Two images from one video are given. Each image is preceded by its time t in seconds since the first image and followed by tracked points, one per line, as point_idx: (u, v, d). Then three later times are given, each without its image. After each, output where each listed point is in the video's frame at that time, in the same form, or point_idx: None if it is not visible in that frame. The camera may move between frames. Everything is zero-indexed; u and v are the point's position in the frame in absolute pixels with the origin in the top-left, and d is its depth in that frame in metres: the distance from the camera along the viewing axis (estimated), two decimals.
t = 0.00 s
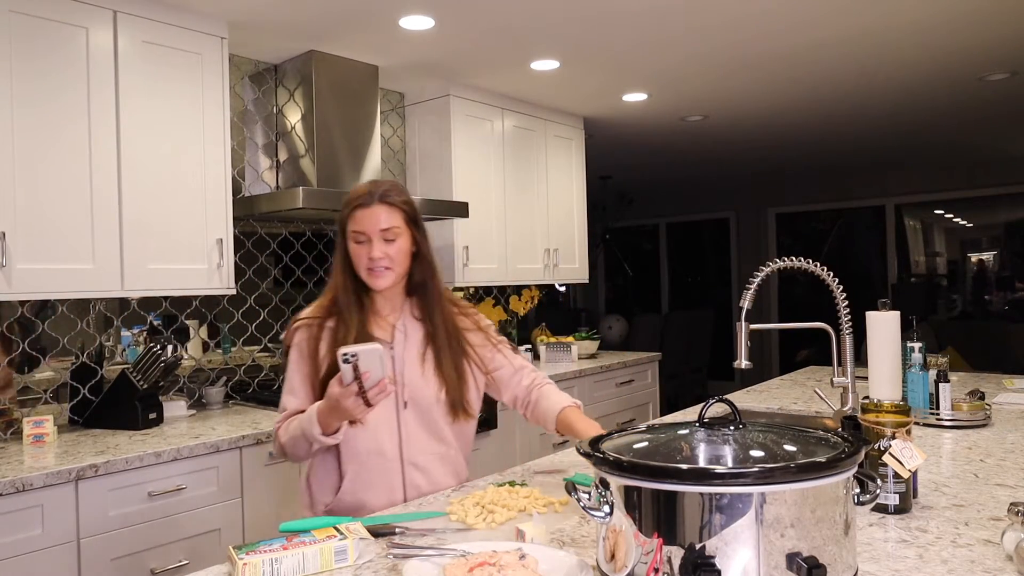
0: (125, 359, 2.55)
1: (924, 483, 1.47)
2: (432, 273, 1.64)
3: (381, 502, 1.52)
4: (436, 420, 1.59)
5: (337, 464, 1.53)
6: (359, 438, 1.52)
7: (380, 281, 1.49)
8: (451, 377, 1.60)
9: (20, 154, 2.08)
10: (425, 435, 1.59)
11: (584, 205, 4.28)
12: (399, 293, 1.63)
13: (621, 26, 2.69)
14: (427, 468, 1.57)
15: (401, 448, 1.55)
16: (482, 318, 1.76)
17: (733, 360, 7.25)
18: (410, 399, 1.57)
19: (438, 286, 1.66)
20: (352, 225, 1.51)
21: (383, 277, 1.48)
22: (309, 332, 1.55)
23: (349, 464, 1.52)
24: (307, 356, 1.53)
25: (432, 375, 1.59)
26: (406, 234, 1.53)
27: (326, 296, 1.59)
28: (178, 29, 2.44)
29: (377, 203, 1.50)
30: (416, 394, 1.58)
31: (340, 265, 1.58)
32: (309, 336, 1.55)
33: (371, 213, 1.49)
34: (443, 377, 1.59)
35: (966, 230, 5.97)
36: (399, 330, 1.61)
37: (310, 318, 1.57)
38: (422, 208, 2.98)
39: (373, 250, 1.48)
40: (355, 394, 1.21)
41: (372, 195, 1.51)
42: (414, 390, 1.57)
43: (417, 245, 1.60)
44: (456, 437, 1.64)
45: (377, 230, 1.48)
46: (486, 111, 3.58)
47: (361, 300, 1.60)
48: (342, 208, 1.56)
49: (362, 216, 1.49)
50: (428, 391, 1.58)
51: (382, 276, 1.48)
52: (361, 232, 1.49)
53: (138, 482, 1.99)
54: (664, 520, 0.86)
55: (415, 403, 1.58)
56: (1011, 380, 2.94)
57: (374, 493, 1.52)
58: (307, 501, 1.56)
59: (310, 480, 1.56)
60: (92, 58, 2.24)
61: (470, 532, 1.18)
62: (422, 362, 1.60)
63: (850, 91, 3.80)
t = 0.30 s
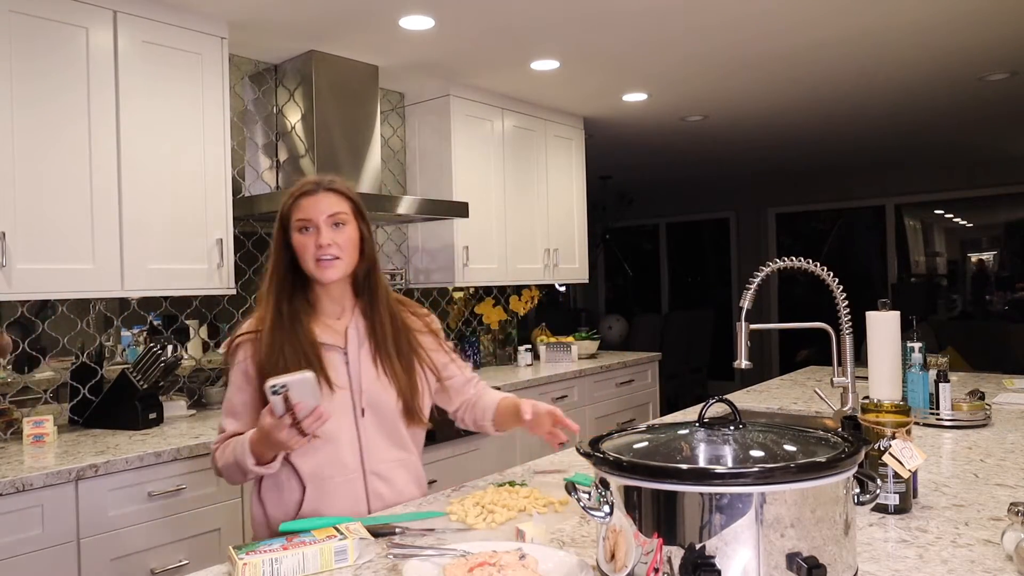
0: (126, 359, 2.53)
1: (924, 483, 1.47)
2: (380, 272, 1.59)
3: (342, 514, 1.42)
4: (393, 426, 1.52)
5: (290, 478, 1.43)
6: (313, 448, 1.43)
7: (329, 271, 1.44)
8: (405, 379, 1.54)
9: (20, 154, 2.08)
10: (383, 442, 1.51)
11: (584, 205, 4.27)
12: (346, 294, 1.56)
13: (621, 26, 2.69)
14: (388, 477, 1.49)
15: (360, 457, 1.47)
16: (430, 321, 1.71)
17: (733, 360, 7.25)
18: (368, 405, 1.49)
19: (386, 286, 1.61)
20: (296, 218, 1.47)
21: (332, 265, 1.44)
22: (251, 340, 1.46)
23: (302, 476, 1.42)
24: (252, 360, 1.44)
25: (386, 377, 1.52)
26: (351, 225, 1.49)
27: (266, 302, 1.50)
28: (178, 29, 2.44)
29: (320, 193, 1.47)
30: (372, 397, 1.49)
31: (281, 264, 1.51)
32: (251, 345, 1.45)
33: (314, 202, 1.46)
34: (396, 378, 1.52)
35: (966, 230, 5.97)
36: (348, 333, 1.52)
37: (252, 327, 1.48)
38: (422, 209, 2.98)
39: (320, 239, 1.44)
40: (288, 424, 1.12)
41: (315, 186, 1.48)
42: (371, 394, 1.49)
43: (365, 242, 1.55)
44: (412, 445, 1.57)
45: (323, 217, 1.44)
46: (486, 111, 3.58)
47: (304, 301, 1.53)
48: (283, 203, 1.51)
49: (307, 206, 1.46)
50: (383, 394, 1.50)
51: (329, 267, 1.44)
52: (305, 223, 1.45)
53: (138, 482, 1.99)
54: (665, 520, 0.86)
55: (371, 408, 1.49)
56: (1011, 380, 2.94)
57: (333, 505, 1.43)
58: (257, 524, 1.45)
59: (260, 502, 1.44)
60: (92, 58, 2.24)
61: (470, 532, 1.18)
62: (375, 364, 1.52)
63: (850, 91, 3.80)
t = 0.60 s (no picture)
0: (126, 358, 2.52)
1: (923, 483, 1.47)
2: (365, 272, 1.59)
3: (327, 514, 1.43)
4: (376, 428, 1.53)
5: (272, 483, 1.43)
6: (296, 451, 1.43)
7: (313, 271, 1.44)
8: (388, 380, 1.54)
9: (21, 154, 2.08)
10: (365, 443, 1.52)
11: (584, 205, 4.28)
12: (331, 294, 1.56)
13: (620, 26, 2.69)
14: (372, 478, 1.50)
15: (343, 459, 1.48)
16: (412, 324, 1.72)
17: (733, 360, 7.25)
18: (350, 408, 1.50)
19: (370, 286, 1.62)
20: (280, 217, 1.47)
21: (316, 265, 1.44)
22: (232, 341, 1.46)
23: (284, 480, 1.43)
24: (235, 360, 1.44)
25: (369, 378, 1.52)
26: (337, 224, 1.49)
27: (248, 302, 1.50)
28: (178, 29, 2.44)
29: (304, 192, 1.48)
30: (354, 399, 1.50)
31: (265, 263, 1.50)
32: (232, 346, 1.46)
33: (298, 201, 1.46)
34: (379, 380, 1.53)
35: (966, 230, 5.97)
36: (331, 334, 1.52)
37: (233, 328, 1.48)
38: (422, 208, 2.99)
39: (304, 238, 1.44)
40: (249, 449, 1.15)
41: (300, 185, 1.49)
42: (354, 396, 1.50)
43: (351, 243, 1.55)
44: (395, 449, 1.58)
45: (307, 216, 1.45)
46: (486, 111, 3.58)
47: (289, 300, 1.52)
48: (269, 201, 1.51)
49: (291, 205, 1.46)
50: (366, 396, 1.51)
51: (314, 266, 1.44)
52: (289, 222, 1.45)
53: (138, 482, 1.99)
54: (665, 520, 0.86)
55: (353, 411, 1.50)
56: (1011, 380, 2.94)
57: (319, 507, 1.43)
58: (240, 531, 1.44)
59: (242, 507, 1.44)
60: (92, 58, 2.24)
61: (469, 532, 1.18)
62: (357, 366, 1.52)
63: (850, 91, 3.79)
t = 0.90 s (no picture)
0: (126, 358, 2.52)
1: (924, 483, 1.47)
2: (362, 274, 1.59)
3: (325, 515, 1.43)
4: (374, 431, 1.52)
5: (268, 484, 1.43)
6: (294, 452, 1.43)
7: (308, 274, 1.44)
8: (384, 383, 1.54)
9: (20, 154, 2.07)
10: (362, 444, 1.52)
11: (584, 205, 4.28)
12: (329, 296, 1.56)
13: (621, 26, 2.69)
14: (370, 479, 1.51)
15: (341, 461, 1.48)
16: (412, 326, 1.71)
17: (733, 360, 7.25)
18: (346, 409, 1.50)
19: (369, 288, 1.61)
20: (278, 219, 1.47)
21: (312, 267, 1.43)
22: (228, 343, 1.46)
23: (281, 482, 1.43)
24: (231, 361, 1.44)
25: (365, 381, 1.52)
26: (334, 226, 1.48)
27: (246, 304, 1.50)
28: (178, 29, 2.45)
29: (301, 194, 1.47)
30: (350, 401, 1.50)
31: (263, 264, 1.50)
32: (230, 348, 1.46)
33: (296, 202, 1.46)
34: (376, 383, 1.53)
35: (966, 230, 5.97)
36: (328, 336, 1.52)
37: (231, 329, 1.48)
38: (423, 209, 2.99)
39: (301, 241, 1.44)
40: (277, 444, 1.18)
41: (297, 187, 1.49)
42: (349, 397, 1.50)
43: (348, 244, 1.55)
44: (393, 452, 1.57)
45: (304, 218, 1.44)
46: (486, 111, 3.58)
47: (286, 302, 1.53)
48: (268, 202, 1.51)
49: (288, 208, 1.46)
50: (363, 399, 1.51)
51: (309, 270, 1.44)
52: (286, 224, 1.45)
53: (138, 482, 1.99)
54: (664, 520, 0.86)
55: (350, 414, 1.50)
56: (1011, 380, 2.94)
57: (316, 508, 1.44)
58: (238, 530, 1.45)
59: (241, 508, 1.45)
60: (92, 58, 2.24)
61: (469, 532, 1.18)
62: (354, 368, 1.51)
63: (850, 91, 3.80)
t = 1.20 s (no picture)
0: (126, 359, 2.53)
1: (924, 483, 1.47)
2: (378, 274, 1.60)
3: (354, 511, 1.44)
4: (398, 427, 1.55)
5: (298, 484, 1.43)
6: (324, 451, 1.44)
7: (330, 278, 1.46)
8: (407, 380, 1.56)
9: (20, 154, 2.07)
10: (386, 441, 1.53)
11: (584, 205, 4.28)
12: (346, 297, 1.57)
13: (621, 26, 2.69)
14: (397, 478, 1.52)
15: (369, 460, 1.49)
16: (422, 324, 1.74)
17: (733, 360, 7.25)
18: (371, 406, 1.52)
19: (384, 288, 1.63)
20: (298, 223, 1.47)
21: (334, 269, 1.45)
22: (254, 345, 1.45)
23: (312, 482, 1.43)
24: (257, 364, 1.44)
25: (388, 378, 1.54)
26: (352, 229, 1.50)
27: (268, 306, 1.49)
28: (178, 30, 2.45)
29: (320, 199, 1.48)
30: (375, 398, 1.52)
31: (281, 268, 1.51)
32: (255, 349, 1.45)
33: (314, 206, 1.47)
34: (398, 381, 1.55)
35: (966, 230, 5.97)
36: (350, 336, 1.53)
37: (254, 331, 1.47)
38: (423, 209, 2.99)
39: (323, 246, 1.45)
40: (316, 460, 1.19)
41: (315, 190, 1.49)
42: (373, 394, 1.52)
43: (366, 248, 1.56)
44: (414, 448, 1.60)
45: (324, 221, 1.46)
46: (486, 111, 3.58)
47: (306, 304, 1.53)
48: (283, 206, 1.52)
49: (307, 213, 1.46)
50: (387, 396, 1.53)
51: (333, 274, 1.45)
52: (307, 228, 1.46)
53: (138, 482, 1.99)
54: (665, 520, 0.86)
55: (374, 411, 1.52)
56: (1011, 380, 2.94)
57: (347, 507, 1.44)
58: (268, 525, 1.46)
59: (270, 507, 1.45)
60: (92, 58, 2.24)
61: (469, 532, 1.18)
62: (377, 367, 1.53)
63: (851, 91, 3.79)
